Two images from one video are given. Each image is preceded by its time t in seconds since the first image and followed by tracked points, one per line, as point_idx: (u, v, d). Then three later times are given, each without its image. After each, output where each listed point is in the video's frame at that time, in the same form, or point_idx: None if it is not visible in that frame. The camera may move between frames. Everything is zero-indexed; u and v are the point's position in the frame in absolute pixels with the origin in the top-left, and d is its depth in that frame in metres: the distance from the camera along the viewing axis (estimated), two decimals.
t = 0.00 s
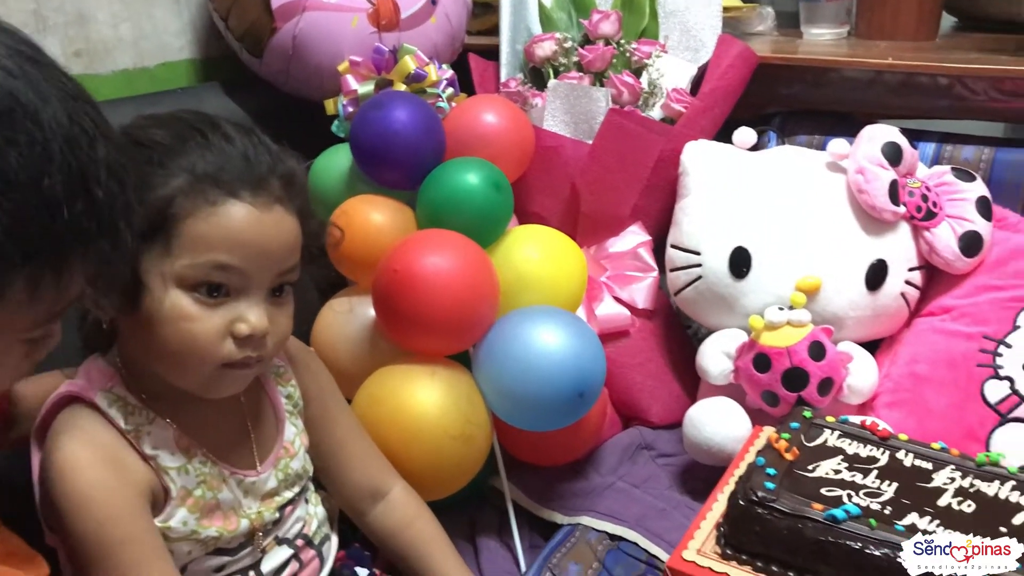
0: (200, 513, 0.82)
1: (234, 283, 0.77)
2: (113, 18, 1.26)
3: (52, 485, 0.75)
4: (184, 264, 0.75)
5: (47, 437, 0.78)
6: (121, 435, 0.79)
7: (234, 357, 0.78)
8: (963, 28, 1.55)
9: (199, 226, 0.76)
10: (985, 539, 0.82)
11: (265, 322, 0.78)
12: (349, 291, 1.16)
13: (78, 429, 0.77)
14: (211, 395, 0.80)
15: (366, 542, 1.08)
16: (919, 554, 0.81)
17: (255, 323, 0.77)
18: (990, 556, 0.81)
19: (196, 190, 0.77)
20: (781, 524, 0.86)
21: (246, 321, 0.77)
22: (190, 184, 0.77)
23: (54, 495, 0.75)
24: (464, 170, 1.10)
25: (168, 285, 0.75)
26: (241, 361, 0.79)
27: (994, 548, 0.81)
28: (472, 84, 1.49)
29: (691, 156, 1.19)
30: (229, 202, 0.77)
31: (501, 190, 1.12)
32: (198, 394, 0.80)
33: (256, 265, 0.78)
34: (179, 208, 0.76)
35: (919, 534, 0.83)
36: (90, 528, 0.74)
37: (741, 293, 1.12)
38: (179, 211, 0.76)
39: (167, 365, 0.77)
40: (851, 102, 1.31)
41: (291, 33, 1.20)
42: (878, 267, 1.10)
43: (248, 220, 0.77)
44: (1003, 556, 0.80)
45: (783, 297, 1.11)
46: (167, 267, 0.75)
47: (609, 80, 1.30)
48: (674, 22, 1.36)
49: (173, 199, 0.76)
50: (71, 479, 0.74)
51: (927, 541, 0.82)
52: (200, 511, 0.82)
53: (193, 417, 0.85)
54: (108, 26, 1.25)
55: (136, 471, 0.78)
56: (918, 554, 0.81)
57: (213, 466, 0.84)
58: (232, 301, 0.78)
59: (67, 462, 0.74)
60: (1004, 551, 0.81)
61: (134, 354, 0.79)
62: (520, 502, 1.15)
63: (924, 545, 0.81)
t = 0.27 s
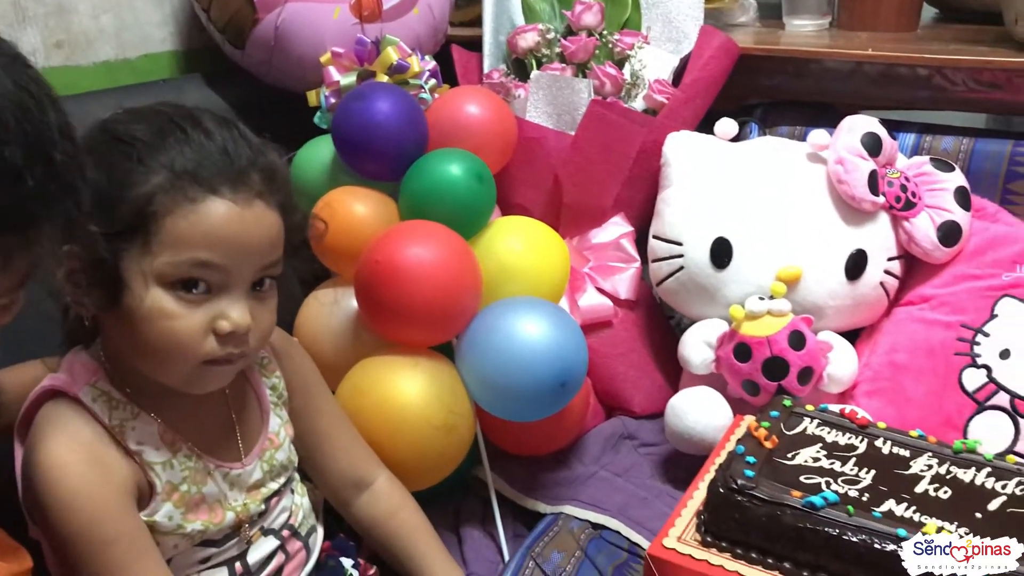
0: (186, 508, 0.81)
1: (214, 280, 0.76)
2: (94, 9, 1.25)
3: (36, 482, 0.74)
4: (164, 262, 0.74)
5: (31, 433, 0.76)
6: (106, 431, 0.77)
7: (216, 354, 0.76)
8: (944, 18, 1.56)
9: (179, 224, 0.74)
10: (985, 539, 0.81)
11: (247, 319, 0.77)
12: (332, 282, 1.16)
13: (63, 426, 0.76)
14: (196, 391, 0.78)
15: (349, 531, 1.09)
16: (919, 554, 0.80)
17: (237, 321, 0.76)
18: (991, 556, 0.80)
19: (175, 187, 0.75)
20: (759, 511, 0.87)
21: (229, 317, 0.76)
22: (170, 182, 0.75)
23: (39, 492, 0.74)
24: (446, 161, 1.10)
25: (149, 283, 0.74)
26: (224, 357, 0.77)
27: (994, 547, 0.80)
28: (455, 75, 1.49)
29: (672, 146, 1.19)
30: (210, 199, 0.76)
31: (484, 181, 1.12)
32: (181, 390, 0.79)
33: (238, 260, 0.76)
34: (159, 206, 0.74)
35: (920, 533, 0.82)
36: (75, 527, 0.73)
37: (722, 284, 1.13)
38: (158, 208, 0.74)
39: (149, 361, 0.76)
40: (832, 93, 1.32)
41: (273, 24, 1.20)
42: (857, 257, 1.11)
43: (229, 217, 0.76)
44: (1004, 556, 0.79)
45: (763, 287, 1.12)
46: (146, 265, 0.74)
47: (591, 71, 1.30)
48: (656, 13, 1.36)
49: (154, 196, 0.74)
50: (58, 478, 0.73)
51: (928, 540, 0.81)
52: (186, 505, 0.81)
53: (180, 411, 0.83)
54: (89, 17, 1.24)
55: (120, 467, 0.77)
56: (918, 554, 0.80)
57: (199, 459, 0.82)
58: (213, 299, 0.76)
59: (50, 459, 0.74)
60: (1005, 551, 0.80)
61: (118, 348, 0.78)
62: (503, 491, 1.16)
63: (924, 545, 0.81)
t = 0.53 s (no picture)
0: (178, 498, 0.81)
1: (191, 269, 0.75)
2: (86, 5, 1.25)
3: (28, 471, 0.75)
4: (138, 251, 0.74)
5: (24, 423, 0.77)
6: (99, 421, 0.78)
7: (194, 344, 0.75)
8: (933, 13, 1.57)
9: (152, 212, 0.74)
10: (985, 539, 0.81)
11: (226, 308, 0.76)
12: (325, 276, 1.17)
13: (53, 416, 0.76)
14: (179, 381, 0.78)
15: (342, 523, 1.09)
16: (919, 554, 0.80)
17: (215, 310, 0.75)
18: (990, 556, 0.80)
19: (152, 175, 0.75)
20: (747, 501, 0.87)
21: (207, 307, 0.75)
22: (146, 171, 0.75)
23: (31, 481, 0.74)
24: (438, 156, 1.10)
25: (125, 272, 0.74)
26: (205, 347, 0.76)
27: (994, 547, 0.80)
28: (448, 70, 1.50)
29: (663, 142, 1.20)
30: (186, 187, 0.75)
31: (475, 176, 1.13)
32: (165, 380, 0.79)
33: (213, 249, 0.75)
34: (134, 194, 0.74)
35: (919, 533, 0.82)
36: (67, 515, 0.74)
37: (711, 278, 1.14)
38: (133, 196, 0.74)
39: (132, 350, 0.76)
40: (821, 88, 1.33)
41: (265, 19, 1.21)
42: (845, 252, 1.12)
43: (203, 205, 0.75)
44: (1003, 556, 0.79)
45: (751, 280, 1.13)
46: (122, 253, 0.74)
47: (582, 66, 1.31)
48: (647, 9, 1.37)
49: (131, 183, 0.74)
50: (48, 469, 0.74)
51: (927, 540, 0.81)
52: (178, 495, 0.81)
53: (172, 401, 0.84)
54: (81, 13, 1.24)
55: (113, 457, 0.77)
56: (918, 554, 0.81)
57: (192, 449, 0.83)
58: (192, 288, 0.75)
59: (42, 448, 0.74)
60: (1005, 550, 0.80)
61: (104, 339, 0.78)
62: (495, 484, 1.17)
63: (924, 545, 0.81)
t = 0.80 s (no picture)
0: (205, 483, 0.84)
1: (215, 265, 0.78)
2: (103, 12, 1.28)
3: (63, 457, 0.78)
4: (165, 249, 0.77)
5: (56, 413, 0.80)
6: (128, 409, 0.81)
7: (219, 337, 0.78)
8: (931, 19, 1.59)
9: (177, 212, 0.77)
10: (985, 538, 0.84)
11: (249, 302, 0.79)
12: (336, 276, 1.20)
13: (86, 404, 0.79)
14: (204, 372, 0.81)
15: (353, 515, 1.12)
16: (919, 554, 0.83)
17: (238, 304, 0.78)
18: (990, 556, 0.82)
19: (177, 177, 0.78)
20: (743, 497, 0.90)
21: (230, 302, 0.78)
22: (171, 174, 0.78)
23: (66, 465, 0.77)
24: (446, 161, 1.14)
25: (153, 269, 0.77)
26: (229, 339, 0.79)
27: (994, 548, 0.82)
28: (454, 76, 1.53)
29: (664, 146, 1.23)
30: (208, 188, 0.78)
31: (481, 180, 1.16)
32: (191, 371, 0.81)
33: (235, 246, 0.78)
34: (160, 195, 0.77)
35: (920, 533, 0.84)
36: (101, 497, 0.76)
37: (711, 279, 1.17)
38: (160, 197, 0.77)
39: (160, 342, 0.79)
40: (821, 93, 1.36)
41: (278, 27, 1.24)
42: (842, 254, 1.15)
43: (227, 207, 0.78)
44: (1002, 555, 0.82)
45: (750, 282, 1.16)
46: (150, 250, 0.77)
47: (586, 72, 1.34)
48: (650, 15, 1.41)
49: (156, 185, 0.78)
50: (82, 453, 0.77)
51: (928, 541, 0.84)
52: (205, 480, 0.84)
53: (197, 391, 0.87)
54: (99, 20, 1.28)
55: (143, 443, 0.80)
56: (918, 554, 0.83)
57: (217, 437, 0.86)
58: (215, 283, 0.79)
59: (76, 434, 0.77)
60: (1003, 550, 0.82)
61: (134, 332, 0.81)
62: (500, 479, 1.20)
63: (924, 546, 0.83)
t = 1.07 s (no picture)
0: (250, 459, 0.91)
1: (260, 256, 0.85)
2: (146, 25, 1.36)
3: (121, 435, 0.85)
4: (215, 242, 0.84)
5: (113, 396, 0.87)
6: (180, 391, 0.88)
7: (265, 322, 0.85)
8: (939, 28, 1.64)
9: (230, 206, 0.84)
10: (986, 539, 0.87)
11: (292, 289, 0.86)
12: (364, 277, 1.27)
13: (141, 386, 0.86)
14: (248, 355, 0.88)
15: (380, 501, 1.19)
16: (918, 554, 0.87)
17: (283, 291, 0.85)
18: (990, 556, 0.85)
19: (228, 176, 0.85)
20: (749, 484, 0.96)
21: (275, 291, 0.85)
22: (222, 172, 0.85)
23: (124, 443, 0.85)
24: (468, 166, 1.20)
25: (207, 260, 0.84)
26: (273, 324, 0.86)
27: (994, 548, 0.86)
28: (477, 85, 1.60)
29: (678, 151, 1.29)
30: (256, 186, 0.85)
31: (502, 184, 1.22)
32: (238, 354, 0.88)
33: (281, 238, 0.85)
34: (212, 192, 0.84)
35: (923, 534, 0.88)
36: (157, 470, 0.84)
37: (722, 280, 1.23)
38: (211, 194, 0.84)
39: (210, 328, 0.86)
40: (829, 102, 1.41)
41: (310, 40, 1.30)
42: (846, 256, 1.21)
43: (273, 202, 0.85)
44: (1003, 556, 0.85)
45: (759, 282, 1.22)
46: (203, 243, 0.84)
47: (603, 82, 1.40)
48: (664, 28, 1.46)
49: (208, 183, 0.85)
50: (139, 430, 0.84)
51: (927, 541, 0.88)
52: (250, 457, 0.91)
53: (241, 376, 0.94)
54: (142, 33, 1.35)
55: (193, 422, 0.88)
56: (917, 554, 0.87)
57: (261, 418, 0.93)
58: (261, 272, 0.85)
59: (134, 414, 0.84)
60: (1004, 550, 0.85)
61: (185, 320, 0.88)
62: (520, 471, 1.26)
63: (924, 545, 0.87)
